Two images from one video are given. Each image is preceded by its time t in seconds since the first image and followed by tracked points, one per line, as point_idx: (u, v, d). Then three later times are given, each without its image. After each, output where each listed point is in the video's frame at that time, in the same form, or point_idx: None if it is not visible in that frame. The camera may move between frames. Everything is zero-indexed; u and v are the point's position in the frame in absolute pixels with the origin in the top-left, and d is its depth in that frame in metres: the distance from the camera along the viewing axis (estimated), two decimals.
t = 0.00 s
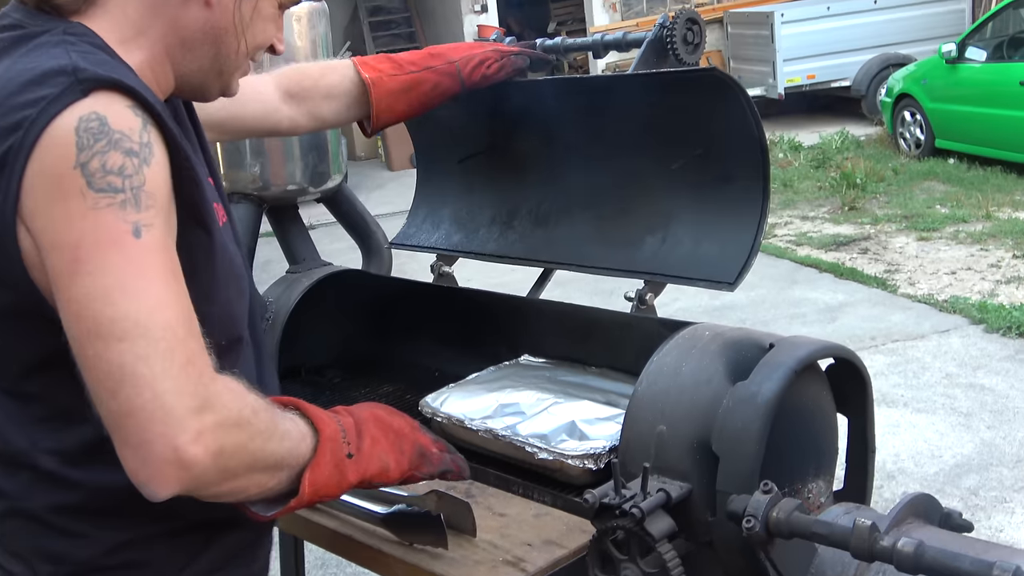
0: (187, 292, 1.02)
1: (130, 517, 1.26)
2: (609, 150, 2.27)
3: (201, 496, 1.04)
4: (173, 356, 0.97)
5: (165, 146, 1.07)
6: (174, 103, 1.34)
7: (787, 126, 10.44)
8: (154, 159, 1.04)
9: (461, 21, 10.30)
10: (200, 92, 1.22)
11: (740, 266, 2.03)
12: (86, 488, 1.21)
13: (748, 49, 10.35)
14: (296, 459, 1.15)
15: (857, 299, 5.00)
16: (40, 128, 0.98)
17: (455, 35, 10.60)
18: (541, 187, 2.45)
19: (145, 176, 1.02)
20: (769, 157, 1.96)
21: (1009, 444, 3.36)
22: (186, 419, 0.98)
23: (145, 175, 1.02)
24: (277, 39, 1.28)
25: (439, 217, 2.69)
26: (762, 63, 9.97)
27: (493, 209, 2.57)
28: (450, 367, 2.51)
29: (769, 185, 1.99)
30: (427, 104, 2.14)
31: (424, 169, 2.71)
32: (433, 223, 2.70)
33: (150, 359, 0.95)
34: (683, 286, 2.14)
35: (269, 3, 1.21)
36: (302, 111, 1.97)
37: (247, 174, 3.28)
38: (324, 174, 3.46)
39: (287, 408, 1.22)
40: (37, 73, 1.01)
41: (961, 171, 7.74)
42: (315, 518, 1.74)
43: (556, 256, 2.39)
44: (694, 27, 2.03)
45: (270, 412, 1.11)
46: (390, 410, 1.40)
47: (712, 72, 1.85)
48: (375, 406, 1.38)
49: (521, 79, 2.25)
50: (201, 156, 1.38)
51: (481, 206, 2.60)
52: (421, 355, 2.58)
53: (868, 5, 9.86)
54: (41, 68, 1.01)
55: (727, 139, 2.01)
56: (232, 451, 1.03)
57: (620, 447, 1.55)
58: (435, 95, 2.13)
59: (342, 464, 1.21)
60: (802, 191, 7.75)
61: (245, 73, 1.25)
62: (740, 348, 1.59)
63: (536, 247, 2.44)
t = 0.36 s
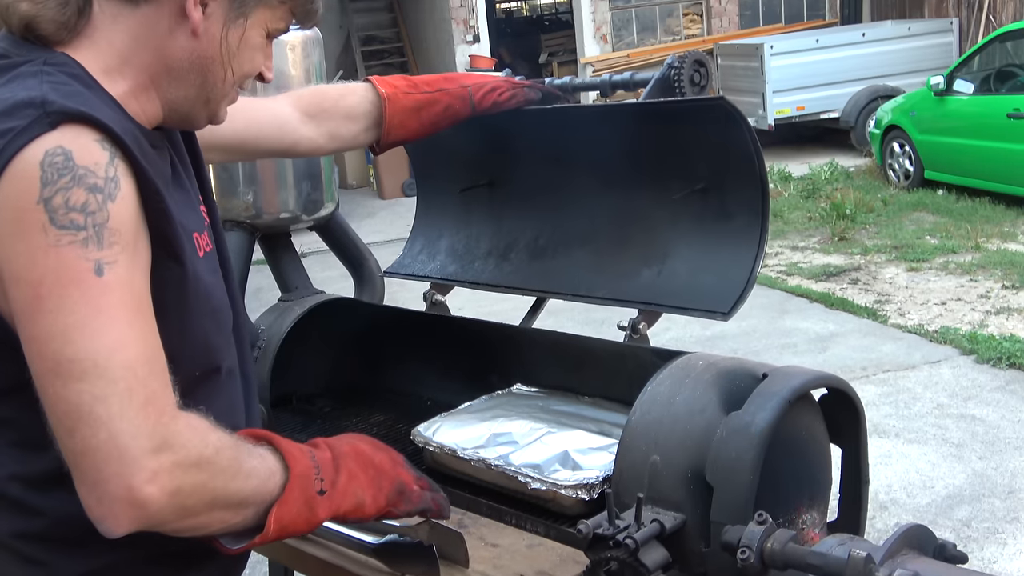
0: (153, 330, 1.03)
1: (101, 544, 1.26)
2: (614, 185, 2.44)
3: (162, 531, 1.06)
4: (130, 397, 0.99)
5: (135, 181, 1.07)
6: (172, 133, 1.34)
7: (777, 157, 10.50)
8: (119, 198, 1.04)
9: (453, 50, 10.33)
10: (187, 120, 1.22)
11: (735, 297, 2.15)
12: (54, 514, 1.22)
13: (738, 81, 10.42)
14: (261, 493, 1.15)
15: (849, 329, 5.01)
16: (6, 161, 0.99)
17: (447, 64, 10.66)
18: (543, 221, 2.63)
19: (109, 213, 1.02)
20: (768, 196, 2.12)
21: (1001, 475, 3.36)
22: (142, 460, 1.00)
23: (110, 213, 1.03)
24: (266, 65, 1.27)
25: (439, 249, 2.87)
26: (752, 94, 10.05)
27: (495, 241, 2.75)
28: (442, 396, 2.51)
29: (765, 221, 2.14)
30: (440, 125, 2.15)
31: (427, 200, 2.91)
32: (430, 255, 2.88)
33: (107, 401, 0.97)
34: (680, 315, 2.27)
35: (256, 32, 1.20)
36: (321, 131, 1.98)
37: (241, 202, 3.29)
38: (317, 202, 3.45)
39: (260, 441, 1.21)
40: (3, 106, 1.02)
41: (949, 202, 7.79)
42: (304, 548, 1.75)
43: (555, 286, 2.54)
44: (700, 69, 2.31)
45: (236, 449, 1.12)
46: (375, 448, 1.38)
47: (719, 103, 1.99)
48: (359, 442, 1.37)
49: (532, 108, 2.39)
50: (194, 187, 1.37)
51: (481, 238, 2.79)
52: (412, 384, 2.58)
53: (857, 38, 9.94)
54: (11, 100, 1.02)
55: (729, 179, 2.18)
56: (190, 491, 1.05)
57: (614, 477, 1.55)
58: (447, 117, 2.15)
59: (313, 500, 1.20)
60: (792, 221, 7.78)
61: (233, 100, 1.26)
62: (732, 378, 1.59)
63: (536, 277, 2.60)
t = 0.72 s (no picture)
0: (151, 348, 1.04)
1: (98, 558, 1.26)
2: (614, 207, 2.46)
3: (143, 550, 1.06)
4: (119, 413, 0.99)
5: (145, 198, 1.09)
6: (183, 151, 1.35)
7: (777, 181, 10.53)
8: (128, 214, 1.05)
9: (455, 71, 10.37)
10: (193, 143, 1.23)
11: (734, 319, 2.17)
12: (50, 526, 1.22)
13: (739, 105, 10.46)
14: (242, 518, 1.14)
15: (848, 353, 5.02)
16: (19, 174, 1.01)
17: (449, 85, 10.73)
18: (542, 241, 2.65)
19: (117, 230, 1.04)
20: (768, 221, 2.14)
21: (999, 500, 3.35)
22: (122, 478, 1.00)
23: (118, 229, 1.04)
24: (277, 100, 1.28)
25: (438, 267, 2.89)
26: (752, 118, 10.09)
27: (495, 261, 2.76)
28: (441, 414, 2.52)
29: (765, 246, 2.16)
30: (436, 167, 2.09)
31: (427, 218, 2.94)
32: (429, 273, 2.90)
33: (93, 416, 0.98)
34: (679, 337, 2.28)
35: (269, 65, 1.20)
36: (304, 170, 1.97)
37: (242, 220, 3.26)
38: (318, 221, 3.46)
39: (250, 462, 1.20)
40: (18, 119, 1.04)
41: (948, 228, 7.81)
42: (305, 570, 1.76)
43: (553, 306, 2.56)
44: (703, 95, 2.34)
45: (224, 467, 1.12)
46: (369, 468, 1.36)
47: (723, 126, 2.01)
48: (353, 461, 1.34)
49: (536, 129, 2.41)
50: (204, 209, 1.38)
51: (480, 257, 2.80)
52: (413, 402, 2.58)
53: (857, 64, 9.99)
54: (26, 115, 1.04)
55: (730, 204, 2.20)
56: (169, 513, 1.05)
57: (612, 496, 1.55)
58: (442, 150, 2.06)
59: (297, 526, 1.18)
60: (791, 245, 7.79)
61: (241, 130, 1.27)
62: (731, 399, 1.60)
63: (535, 296, 2.62)
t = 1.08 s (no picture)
0: (115, 362, 1.00)
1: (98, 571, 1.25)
2: (617, 219, 2.48)
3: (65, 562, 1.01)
4: (58, 419, 0.96)
5: (146, 208, 1.08)
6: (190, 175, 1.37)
7: (780, 192, 10.54)
8: (123, 225, 1.05)
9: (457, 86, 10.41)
10: (196, 171, 1.26)
11: (736, 330, 2.18)
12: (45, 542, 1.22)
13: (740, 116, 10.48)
14: (184, 553, 1.07)
15: (853, 362, 5.02)
16: (24, 183, 1.02)
17: (451, 100, 10.78)
18: (546, 255, 2.67)
19: (106, 239, 1.03)
20: (769, 231, 2.15)
21: (1006, 510, 3.34)
22: (49, 485, 0.96)
23: (105, 240, 1.03)
24: (284, 136, 1.31)
25: (442, 283, 2.91)
26: (754, 129, 10.10)
27: (500, 277, 2.79)
28: (445, 428, 2.53)
29: (767, 256, 2.17)
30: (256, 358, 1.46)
31: (432, 234, 2.96)
32: (434, 288, 2.92)
33: (29, 416, 0.94)
34: (683, 349, 2.29)
35: (273, 98, 1.24)
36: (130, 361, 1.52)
37: (246, 236, 3.30)
38: (323, 237, 3.44)
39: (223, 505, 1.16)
40: (34, 131, 1.06)
41: (951, 237, 7.81)
42: None
43: (555, 319, 2.57)
44: (703, 108, 2.37)
45: (169, 493, 1.07)
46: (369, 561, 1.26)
47: (722, 138, 2.02)
48: (353, 549, 1.25)
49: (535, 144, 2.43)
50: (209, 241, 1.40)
51: (485, 272, 2.83)
52: (419, 417, 2.59)
53: (858, 73, 10.00)
54: (38, 128, 1.06)
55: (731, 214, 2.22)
56: (91, 531, 0.99)
57: (616, 508, 1.56)
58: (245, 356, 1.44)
59: None
60: (795, 255, 7.79)
61: (243, 163, 1.30)
62: (733, 411, 1.61)
63: (538, 311, 2.63)
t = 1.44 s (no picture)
0: (116, 384, 1.03)
1: None
2: (620, 231, 2.49)
3: None
4: (68, 446, 0.98)
5: (133, 231, 1.10)
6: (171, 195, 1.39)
7: (784, 205, 10.54)
8: (112, 246, 1.06)
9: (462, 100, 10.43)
10: (185, 188, 1.27)
11: (740, 342, 2.18)
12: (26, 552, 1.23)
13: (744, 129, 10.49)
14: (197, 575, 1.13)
15: (857, 376, 5.01)
16: (12, 204, 1.02)
17: (455, 113, 10.81)
18: (549, 268, 2.68)
19: (96, 263, 1.04)
20: (772, 243, 2.16)
21: (1011, 524, 3.33)
22: (62, 511, 0.99)
23: (98, 263, 1.05)
24: (275, 151, 1.33)
25: (446, 294, 2.92)
26: (758, 143, 10.11)
27: (504, 289, 2.79)
28: (448, 441, 2.53)
29: (771, 269, 2.18)
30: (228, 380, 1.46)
31: (436, 247, 2.97)
32: (438, 300, 2.93)
33: (40, 446, 0.97)
34: (686, 361, 2.29)
35: (259, 112, 1.25)
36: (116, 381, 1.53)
37: (251, 249, 3.30)
38: (327, 249, 3.46)
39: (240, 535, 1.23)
40: (18, 152, 1.06)
41: (956, 250, 7.80)
42: None
43: (559, 331, 2.57)
44: (706, 121, 2.38)
45: (180, 517, 1.11)
46: None
47: (725, 152, 2.01)
48: None
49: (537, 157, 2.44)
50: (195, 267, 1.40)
51: (488, 284, 2.84)
52: (424, 431, 2.59)
53: (862, 87, 10.01)
54: (23, 147, 1.06)
55: (735, 227, 2.22)
56: (105, 554, 1.03)
57: (619, 521, 1.56)
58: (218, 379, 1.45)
59: None
60: (799, 268, 7.78)
61: (234, 178, 1.30)
62: (737, 423, 1.60)
63: (541, 322, 2.64)
